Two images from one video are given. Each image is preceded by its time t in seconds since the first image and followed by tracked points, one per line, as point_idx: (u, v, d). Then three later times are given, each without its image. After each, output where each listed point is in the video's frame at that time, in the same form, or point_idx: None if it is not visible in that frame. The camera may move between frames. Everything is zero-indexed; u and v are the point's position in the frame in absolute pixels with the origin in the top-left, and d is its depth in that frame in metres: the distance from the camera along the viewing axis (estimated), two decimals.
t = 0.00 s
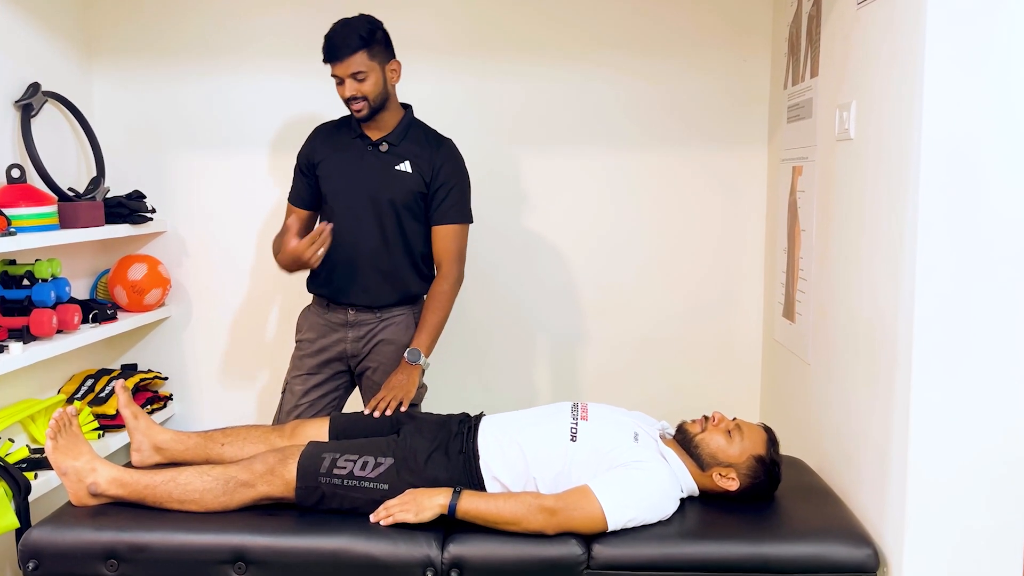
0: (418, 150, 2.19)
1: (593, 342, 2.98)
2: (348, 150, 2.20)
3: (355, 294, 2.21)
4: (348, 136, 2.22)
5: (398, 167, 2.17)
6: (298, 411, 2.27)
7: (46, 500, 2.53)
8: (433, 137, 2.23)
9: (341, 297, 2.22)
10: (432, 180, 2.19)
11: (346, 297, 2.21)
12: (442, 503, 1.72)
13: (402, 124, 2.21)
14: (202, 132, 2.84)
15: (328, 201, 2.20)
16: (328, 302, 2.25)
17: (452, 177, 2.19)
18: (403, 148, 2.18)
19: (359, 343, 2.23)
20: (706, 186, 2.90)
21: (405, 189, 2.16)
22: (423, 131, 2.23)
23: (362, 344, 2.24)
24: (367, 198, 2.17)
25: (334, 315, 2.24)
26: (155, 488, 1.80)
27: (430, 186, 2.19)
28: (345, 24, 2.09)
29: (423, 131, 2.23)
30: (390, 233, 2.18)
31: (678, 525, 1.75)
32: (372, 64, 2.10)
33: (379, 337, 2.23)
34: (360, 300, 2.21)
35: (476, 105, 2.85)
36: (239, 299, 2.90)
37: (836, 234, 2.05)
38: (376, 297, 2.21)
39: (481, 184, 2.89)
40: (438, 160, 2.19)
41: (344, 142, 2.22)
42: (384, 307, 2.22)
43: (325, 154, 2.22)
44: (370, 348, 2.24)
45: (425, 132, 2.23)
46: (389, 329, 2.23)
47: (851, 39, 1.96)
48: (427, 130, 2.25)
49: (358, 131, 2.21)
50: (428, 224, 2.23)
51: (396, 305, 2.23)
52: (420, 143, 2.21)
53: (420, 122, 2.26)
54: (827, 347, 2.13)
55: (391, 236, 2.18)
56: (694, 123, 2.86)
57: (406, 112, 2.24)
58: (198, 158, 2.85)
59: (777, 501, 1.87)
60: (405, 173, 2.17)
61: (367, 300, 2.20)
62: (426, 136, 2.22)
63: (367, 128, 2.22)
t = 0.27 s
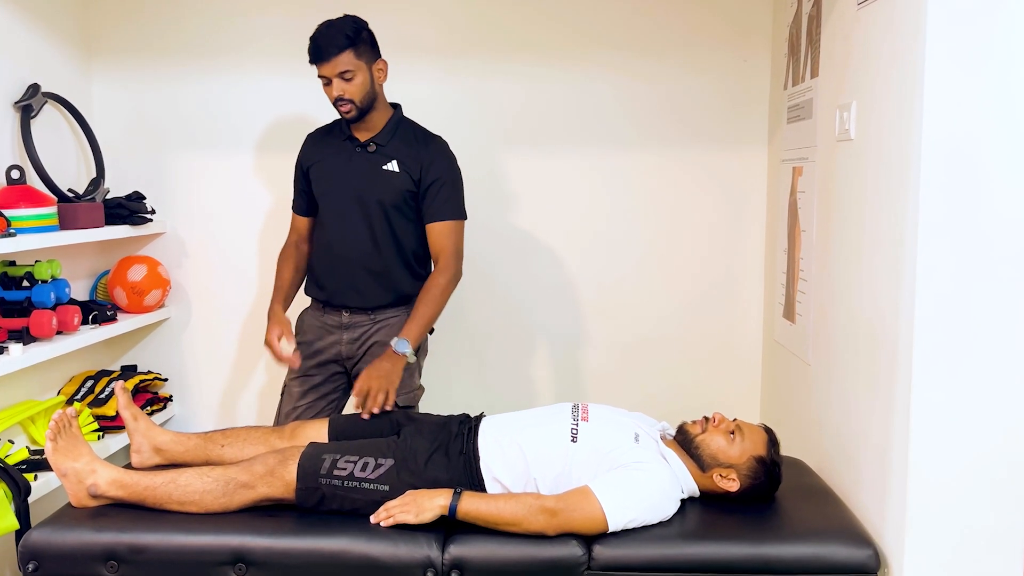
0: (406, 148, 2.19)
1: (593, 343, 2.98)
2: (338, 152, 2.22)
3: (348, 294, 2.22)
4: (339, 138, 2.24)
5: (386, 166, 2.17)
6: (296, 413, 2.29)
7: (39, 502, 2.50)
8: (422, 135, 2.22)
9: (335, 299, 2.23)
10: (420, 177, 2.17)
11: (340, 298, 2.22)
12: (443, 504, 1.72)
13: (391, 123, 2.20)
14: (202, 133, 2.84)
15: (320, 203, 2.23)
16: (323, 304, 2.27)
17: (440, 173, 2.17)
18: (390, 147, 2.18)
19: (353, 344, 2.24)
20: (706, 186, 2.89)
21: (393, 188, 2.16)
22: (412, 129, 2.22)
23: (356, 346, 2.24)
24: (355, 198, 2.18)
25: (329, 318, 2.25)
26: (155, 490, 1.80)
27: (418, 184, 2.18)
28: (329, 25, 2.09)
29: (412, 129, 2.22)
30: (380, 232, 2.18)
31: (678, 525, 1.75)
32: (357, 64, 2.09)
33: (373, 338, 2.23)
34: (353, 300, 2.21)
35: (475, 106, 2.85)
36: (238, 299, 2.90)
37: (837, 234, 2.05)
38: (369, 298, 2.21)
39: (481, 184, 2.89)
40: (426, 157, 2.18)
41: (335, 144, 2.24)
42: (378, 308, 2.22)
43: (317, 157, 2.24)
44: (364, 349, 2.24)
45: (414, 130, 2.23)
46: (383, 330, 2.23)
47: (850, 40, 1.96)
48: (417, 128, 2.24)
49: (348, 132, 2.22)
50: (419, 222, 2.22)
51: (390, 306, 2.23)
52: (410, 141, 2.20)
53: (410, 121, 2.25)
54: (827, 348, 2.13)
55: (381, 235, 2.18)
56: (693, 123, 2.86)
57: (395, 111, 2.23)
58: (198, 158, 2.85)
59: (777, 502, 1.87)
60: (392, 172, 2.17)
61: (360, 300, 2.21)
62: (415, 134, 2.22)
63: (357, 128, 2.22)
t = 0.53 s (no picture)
0: (397, 146, 2.18)
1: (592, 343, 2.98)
2: (329, 151, 2.22)
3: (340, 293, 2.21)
4: (330, 137, 2.24)
5: (376, 164, 2.17)
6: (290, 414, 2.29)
7: (36, 504, 2.50)
8: (412, 132, 2.22)
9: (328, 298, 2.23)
10: (411, 174, 2.17)
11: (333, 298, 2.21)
12: (442, 505, 1.72)
13: (382, 121, 2.20)
14: (200, 133, 2.83)
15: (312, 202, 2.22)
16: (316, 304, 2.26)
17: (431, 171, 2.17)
18: (381, 145, 2.18)
19: (345, 346, 2.22)
20: (705, 187, 2.89)
21: (383, 186, 2.16)
22: (403, 127, 2.22)
23: (347, 348, 2.22)
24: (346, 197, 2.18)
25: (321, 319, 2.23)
26: (153, 491, 1.80)
27: (409, 181, 2.18)
28: (322, 22, 2.11)
29: (403, 127, 2.22)
30: (371, 230, 2.18)
31: (677, 526, 1.75)
32: (351, 59, 2.11)
33: (363, 340, 2.21)
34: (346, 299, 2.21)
35: (474, 106, 2.85)
36: (236, 300, 2.90)
37: (836, 234, 2.05)
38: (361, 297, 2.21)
39: (479, 184, 2.89)
40: (416, 155, 2.18)
41: (327, 143, 2.23)
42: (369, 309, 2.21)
43: (308, 156, 2.24)
44: (356, 351, 2.22)
45: (404, 128, 2.22)
46: (374, 333, 2.20)
47: (849, 40, 1.97)
48: (408, 126, 2.24)
49: (339, 131, 2.22)
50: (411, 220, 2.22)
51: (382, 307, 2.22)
52: (400, 139, 2.20)
53: (402, 120, 2.25)
54: (826, 348, 2.12)
55: (372, 233, 2.18)
56: (692, 123, 2.86)
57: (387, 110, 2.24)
58: (196, 158, 2.84)
59: (776, 503, 1.87)
60: (382, 170, 2.16)
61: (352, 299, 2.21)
62: (406, 133, 2.22)
63: (349, 126, 2.22)
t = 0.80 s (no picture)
0: (384, 147, 2.18)
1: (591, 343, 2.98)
2: (319, 152, 2.22)
3: (331, 294, 2.22)
4: (321, 139, 2.24)
5: (363, 166, 2.16)
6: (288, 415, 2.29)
7: (35, 505, 2.50)
8: (399, 134, 2.21)
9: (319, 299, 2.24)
10: (397, 176, 2.16)
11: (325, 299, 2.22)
12: (441, 506, 1.72)
13: (371, 121, 2.20)
14: (199, 134, 2.83)
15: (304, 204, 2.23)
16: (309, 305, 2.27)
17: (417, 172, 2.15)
18: (368, 147, 2.18)
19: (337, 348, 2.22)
20: (705, 187, 2.89)
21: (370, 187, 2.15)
22: (391, 127, 2.21)
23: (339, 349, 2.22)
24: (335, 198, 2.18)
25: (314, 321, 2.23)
26: (152, 492, 1.80)
27: (396, 182, 2.17)
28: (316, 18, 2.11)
29: (391, 128, 2.21)
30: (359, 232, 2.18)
31: (677, 527, 1.75)
32: (344, 56, 2.11)
33: (354, 342, 2.21)
34: (336, 301, 2.22)
35: (473, 106, 2.85)
36: (236, 300, 2.89)
37: (835, 234, 2.05)
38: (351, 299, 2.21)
39: (479, 185, 2.89)
40: (402, 156, 2.17)
41: (317, 144, 2.24)
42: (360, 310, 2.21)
43: (300, 158, 2.25)
44: (348, 354, 2.22)
45: (392, 128, 2.21)
46: (365, 335, 2.20)
47: (848, 41, 1.97)
48: (396, 127, 2.23)
49: (330, 131, 2.22)
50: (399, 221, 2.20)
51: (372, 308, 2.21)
52: (388, 141, 2.19)
53: (392, 121, 2.24)
54: (826, 349, 2.12)
55: (360, 235, 2.18)
56: (691, 124, 2.86)
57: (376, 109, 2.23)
58: (195, 159, 2.84)
59: (776, 504, 1.87)
60: (370, 171, 2.16)
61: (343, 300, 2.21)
62: (395, 133, 2.21)
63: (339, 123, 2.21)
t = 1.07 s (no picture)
0: (387, 147, 2.19)
1: (591, 344, 2.98)
2: (319, 153, 2.22)
3: (330, 295, 2.20)
4: (321, 139, 2.24)
5: (366, 165, 2.17)
6: (284, 417, 2.28)
7: (35, 506, 2.50)
8: (403, 134, 2.22)
9: (318, 301, 2.22)
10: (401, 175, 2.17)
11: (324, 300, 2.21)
12: (441, 507, 1.72)
13: (374, 122, 2.21)
14: (199, 136, 2.84)
15: (303, 204, 2.22)
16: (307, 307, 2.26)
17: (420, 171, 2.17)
18: (371, 147, 2.18)
19: (337, 348, 2.22)
20: (705, 188, 2.89)
21: (372, 186, 2.15)
22: (394, 128, 2.23)
23: (339, 350, 2.22)
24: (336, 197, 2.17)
25: (313, 321, 2.24)
26: (152, 493, 1.80)
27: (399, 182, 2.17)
28: (329, 18, 2.14)
29: (394, 129, 2.23)
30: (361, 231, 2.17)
31: (676, 528, 1.75)
32: (357, 57, 2.14)
33: (355, 342, 2.21)
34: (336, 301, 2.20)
35: (472, 107, 2.85)
36: (236, 302, 2.90)
37: (835, 236, 2.05)
38: (351, 299, 2.20)
39: (478, 186, 2.89)
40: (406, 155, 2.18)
41: (317, 145, 2.23)
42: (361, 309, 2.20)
43: (299, 158, 2.24)
44: (348, 353, 2.23)
45: (395, 129, 2.23)
46: (365, 335, 2.21)
47: (847, 43, 1.97)
48: (398, 128, 2.24)
49: (330, 132, 2.22)
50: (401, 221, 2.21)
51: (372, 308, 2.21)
52: (391, 141, 2.20)
53: (393, 122, 2.25)
54: (825, 350, 2.12)
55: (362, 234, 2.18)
56: (691, 126, 2.86)
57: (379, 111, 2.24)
58: (195, 161, 2.84)
59: (776, 505, 1.87)
60: (373, 171, 2.16)
61: (343, 300, 2.20)
62: (398, 135, 2.22)
63: (342, 124, 2.22)
